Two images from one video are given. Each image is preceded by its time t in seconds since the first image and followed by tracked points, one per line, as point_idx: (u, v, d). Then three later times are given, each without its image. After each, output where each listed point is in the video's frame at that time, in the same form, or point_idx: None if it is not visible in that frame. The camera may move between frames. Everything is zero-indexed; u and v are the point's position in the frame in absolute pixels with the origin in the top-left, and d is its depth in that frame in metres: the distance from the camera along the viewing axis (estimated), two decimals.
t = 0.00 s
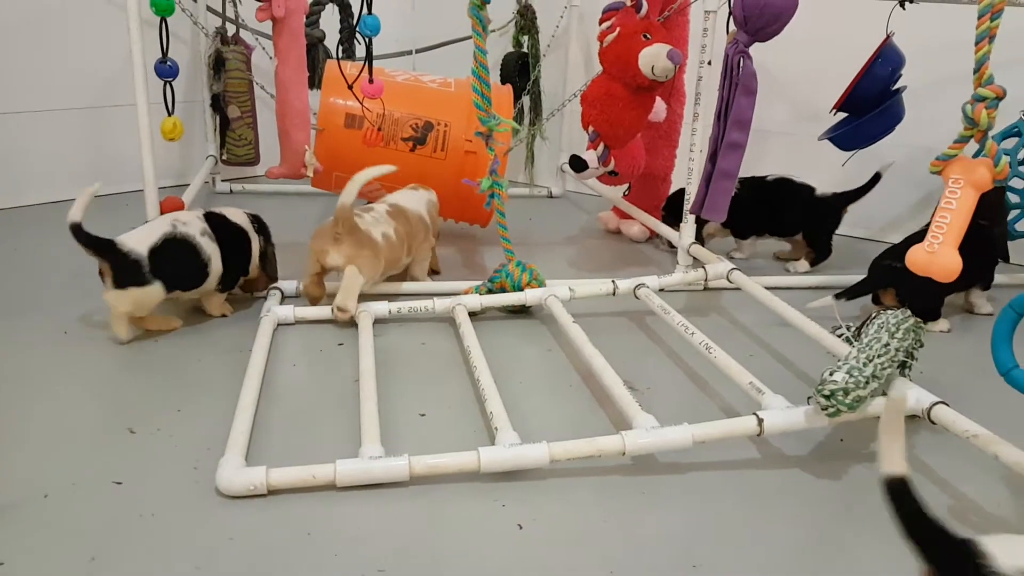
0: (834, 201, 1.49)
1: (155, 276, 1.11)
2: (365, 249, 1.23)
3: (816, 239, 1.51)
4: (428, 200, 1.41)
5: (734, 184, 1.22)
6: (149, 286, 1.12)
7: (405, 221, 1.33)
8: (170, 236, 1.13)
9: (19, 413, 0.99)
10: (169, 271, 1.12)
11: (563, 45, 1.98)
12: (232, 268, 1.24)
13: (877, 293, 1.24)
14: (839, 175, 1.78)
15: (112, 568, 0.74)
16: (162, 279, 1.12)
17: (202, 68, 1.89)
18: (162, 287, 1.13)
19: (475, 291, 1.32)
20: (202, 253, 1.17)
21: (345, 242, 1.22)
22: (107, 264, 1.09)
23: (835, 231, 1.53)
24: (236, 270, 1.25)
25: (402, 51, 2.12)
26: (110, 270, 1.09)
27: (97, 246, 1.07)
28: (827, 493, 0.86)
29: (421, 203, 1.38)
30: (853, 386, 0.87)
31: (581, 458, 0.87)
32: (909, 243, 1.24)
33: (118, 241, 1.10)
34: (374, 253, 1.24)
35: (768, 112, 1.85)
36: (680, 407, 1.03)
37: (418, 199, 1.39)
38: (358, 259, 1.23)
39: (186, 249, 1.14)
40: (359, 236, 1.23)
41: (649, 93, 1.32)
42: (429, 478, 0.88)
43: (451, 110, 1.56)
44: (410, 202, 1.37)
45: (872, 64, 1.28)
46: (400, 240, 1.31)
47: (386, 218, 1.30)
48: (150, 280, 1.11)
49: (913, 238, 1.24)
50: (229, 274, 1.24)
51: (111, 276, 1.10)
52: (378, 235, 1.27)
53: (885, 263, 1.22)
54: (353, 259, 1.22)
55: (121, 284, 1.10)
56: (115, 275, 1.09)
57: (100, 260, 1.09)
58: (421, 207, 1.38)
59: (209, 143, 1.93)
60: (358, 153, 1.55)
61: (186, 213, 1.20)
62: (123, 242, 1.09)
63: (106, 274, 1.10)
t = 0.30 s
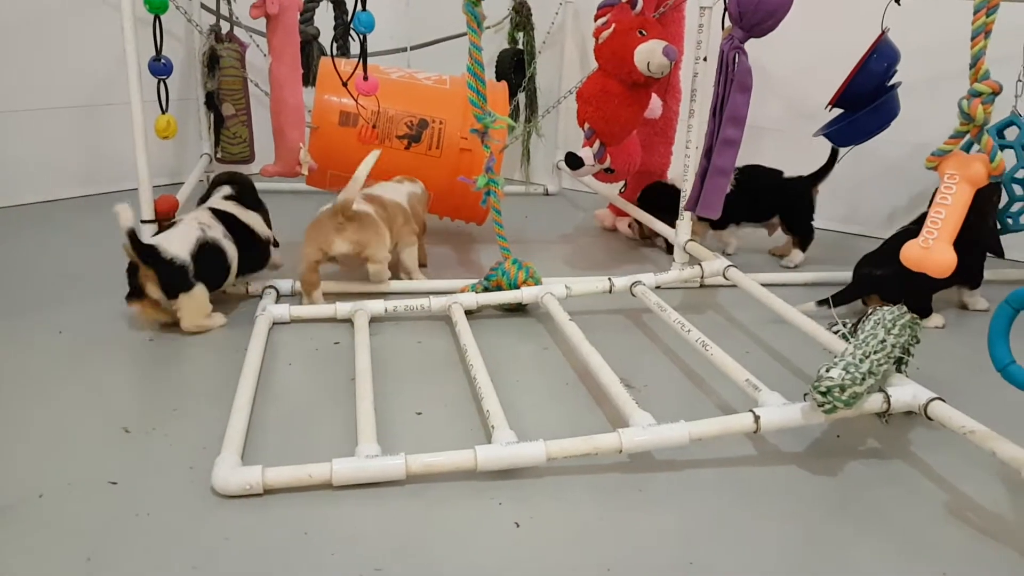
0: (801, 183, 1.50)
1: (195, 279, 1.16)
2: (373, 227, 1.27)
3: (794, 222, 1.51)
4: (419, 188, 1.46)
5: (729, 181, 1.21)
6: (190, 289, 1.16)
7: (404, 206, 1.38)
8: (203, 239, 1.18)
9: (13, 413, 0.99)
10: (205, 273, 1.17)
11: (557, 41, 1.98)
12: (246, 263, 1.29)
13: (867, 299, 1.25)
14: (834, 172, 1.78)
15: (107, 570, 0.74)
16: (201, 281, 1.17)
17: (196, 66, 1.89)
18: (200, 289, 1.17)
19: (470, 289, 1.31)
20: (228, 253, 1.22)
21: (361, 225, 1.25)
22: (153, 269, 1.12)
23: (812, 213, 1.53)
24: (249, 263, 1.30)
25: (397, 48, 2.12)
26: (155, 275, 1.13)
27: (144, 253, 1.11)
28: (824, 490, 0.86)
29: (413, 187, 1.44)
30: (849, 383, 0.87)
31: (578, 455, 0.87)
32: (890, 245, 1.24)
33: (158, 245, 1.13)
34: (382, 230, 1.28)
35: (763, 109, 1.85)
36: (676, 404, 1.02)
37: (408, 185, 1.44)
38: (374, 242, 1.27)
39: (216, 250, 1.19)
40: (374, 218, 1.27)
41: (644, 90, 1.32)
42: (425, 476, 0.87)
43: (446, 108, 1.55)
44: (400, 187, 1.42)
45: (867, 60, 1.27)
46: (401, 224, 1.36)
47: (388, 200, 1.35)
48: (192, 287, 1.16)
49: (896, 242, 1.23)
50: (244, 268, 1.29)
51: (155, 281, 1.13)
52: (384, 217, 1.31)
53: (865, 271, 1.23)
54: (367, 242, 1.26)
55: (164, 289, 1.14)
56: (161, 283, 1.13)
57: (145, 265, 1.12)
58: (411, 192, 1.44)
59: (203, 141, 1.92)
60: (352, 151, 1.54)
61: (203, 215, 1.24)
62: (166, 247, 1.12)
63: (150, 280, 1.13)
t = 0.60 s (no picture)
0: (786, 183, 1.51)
1: (210, 250, 1.20)
2: (363, 231, 1.29)
3: (785, 226, 1.51)
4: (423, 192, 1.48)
5: (718, 180, 1.22)
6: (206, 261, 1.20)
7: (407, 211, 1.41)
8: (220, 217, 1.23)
9: None
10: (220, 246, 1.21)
11: (546, 41, 1.98)
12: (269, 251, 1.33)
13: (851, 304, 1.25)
14: (823, 172, 1.79)
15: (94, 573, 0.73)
16: (217, 253, 1.20)
17: (183, 67, 1.88)
18: (216, 261, 1.20)
19: (459, 289, 1.31)
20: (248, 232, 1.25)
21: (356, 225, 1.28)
22: (168, 241, 1.17)
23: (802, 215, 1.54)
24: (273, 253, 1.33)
25: (386, 48, 2.11)
26: (171, 247, 1.18)
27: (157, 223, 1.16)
28: (813, 488, 0.87)
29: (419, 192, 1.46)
30: (837, 381, 0.87)
31: (568, 455, 0.87)
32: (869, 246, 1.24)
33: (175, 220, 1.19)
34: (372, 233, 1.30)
35: (752, 108, 1.85)
36: (665, 403, 1.03)
37: (414, 189, 1.47)
38: (364, 245, 1.29)
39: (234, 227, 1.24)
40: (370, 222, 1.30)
41: (633, 90, 1.32)
42: (414, 477, 0.87)
43: (435, 108, 1.55)
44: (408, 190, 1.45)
45: (855, 59, 1.28)
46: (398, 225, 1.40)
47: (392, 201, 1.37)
48: (206, 257, 1.19)
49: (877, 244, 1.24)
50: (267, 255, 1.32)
51: (171, 253, 1.18)
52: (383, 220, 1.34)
53: (843, 276, 1.23)
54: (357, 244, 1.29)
55: (179, 259, 1.18)
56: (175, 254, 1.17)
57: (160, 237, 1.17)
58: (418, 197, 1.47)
59: (191, 141, 1.92)
60: (341, 151, 1.54)
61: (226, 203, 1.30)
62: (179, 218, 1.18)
63: (167, 253, 1.18)
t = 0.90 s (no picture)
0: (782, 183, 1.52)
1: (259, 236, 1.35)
2: (355, 225, 1.31)
3: (780, 226, 1.52)
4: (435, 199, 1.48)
5: (711, 181, 1.22)
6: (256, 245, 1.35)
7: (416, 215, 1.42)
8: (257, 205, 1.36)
9: None
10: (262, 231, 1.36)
11: (538, 42, 1.98)
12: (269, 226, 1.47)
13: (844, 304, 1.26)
14: (815, 172, 1.80)
15: None
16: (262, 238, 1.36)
17: (175, 69, 1.87)
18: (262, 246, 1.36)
19: (452, 290, 1.31)
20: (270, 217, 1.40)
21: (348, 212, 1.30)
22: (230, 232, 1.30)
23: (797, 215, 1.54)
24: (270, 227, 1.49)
25: (378, 49, 2.11)
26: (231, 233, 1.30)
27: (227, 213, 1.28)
28: (806, 487, 0.87)
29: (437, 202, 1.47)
30: (830, 380, 0.87)
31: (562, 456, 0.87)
32: (866, 246, 1.24)
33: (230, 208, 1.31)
34: (366, 230, 1.32)
35: (744, 108, 1.86)
36: (658, 403, 1.03)
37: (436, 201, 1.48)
38: (355, 234, 1.31)
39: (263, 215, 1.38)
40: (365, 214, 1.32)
41: (625, 90, 1.33)
42: (408, 479, 0.87)
43: (428, 109, 1.55)
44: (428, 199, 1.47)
45: (847, 58, 1.28)
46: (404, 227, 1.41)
47: (400, 201, 1.39)
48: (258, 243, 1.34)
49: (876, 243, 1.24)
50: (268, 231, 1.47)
51: (230, 239, 1.30)
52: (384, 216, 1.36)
53: (839, 274, 1.23)
54: (347, 232, 1.31)
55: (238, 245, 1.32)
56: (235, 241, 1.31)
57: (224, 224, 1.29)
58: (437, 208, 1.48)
59: (183, 143, 1.91)
60: (334, 153, 1.54)
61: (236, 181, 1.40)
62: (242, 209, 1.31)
63: (226, 238, 1.30)
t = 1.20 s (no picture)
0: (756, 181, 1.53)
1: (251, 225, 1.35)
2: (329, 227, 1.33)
3: (754, 221, 1.53)
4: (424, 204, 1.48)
5: (695, 180, 1.22)
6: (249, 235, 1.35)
7: (404, 216, 1.42)
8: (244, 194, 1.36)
9: None
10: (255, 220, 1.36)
11: (522, 42, 1.98)
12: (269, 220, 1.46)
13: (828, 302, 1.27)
14: (799, 171, 1.81)
15: None
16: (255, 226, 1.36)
17: (157, 71, 1.86)
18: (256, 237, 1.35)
19: (439, 292, 1.31)
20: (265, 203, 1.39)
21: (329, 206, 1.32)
22: (216, 223, 1.31)
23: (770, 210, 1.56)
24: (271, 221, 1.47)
25: (361, 50, 2.10)
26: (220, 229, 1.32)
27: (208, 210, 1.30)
28: (794, 484, 0.88)
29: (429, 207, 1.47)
30: (816, 377, 0.88)
31: (550, 456, 0.87)
32: (849, 244, 1.25)
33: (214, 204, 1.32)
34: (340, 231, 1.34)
35: (727, 108, 1.86)
36: (646, 403, 1.03)
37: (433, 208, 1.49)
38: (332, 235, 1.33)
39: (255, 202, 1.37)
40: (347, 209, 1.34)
41: (609, 91, 1.33)
42: (396, 481, 0.87)
43: (412, 110, 1.55)
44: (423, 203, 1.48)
45: (829, 57, 1.29)
46: (391, 228, 1.42)
47: (388, 202, 1.40)
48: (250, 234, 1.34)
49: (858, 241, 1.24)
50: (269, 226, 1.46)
51: (220, 234, 1.32)
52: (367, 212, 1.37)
53: (825, 271, 1.24)
54: (327, 225, 1.33)
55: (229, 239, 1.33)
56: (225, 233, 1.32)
57: (210, 221, 1.31)
58: (433, 213, 1.48)
59: (166, 146, 1.89)
60: (318, 154, 1.54)
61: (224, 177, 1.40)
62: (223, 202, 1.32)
63: (216, 234, 1.32)
